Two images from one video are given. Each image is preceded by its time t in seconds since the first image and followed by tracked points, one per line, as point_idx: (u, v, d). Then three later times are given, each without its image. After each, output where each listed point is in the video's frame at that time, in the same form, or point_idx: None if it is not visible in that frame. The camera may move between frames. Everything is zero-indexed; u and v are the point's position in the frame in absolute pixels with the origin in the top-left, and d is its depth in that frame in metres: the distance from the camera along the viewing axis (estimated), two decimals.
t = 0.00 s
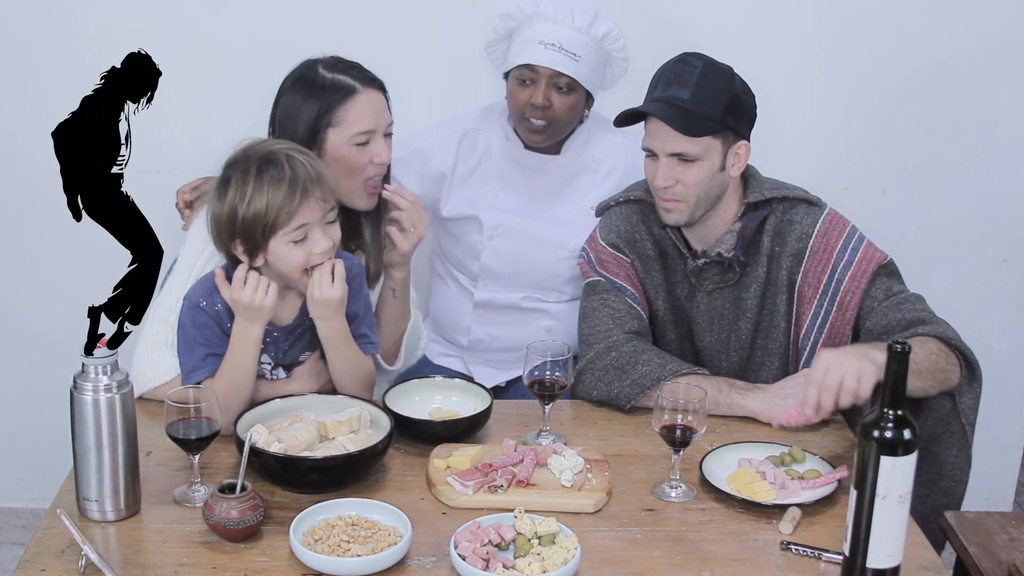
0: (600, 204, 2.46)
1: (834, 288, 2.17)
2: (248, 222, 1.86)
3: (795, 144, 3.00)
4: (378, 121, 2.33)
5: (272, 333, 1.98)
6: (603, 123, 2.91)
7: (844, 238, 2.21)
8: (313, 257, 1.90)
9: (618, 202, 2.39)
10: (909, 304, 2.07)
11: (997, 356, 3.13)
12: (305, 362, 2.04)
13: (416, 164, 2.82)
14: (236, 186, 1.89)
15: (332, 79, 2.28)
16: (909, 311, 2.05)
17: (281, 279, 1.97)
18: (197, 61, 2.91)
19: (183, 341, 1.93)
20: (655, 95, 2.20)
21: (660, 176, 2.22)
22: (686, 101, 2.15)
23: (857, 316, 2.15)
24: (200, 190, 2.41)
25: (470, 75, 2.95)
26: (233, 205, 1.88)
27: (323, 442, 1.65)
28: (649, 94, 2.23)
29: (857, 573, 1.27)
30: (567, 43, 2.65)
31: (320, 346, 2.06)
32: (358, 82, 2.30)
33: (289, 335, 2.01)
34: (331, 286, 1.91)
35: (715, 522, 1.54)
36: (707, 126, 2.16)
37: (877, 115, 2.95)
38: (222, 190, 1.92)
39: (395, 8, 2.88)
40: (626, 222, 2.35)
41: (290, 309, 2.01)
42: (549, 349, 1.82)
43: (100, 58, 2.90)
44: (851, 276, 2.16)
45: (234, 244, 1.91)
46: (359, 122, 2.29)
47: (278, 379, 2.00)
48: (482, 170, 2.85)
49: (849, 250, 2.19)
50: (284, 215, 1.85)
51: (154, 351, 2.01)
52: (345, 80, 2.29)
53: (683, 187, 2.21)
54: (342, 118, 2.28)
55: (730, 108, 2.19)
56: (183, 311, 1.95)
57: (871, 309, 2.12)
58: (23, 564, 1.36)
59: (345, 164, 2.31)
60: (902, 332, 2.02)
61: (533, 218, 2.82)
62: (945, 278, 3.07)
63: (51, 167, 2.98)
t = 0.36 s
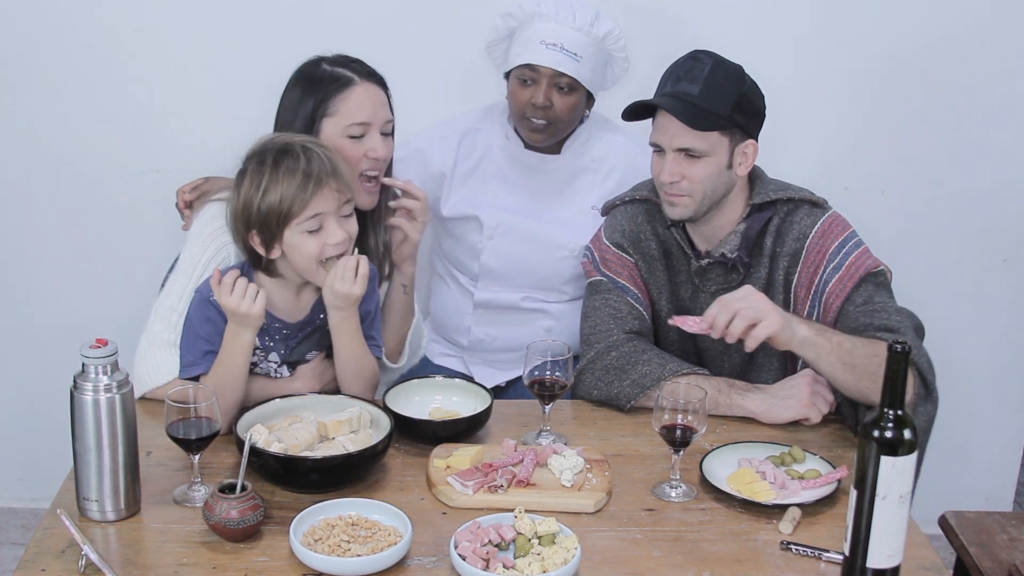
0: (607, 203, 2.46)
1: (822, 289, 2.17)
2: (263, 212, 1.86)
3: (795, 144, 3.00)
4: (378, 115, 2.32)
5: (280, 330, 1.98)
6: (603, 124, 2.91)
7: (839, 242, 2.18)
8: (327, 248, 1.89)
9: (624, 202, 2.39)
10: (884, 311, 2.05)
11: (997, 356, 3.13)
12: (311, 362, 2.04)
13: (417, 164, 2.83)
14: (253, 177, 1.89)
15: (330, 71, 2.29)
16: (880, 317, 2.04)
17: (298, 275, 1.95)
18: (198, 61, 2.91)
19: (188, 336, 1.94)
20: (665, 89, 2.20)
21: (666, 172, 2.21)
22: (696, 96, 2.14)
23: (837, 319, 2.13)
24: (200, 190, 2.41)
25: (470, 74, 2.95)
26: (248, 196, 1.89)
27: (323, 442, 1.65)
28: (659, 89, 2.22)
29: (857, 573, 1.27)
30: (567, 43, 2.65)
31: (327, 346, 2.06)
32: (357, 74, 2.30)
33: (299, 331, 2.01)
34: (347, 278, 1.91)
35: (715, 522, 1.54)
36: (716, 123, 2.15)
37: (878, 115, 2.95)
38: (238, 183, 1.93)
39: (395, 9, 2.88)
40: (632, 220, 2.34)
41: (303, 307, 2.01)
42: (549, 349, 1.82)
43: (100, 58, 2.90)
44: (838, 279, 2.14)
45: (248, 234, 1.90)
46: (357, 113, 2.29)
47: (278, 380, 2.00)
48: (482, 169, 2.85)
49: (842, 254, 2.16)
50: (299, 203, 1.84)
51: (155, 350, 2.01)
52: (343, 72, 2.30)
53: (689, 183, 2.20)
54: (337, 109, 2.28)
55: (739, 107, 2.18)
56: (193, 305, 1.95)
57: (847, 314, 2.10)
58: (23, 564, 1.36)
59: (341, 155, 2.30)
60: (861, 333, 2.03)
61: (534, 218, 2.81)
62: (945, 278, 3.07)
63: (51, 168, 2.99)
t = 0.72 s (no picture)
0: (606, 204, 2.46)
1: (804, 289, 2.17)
2: (270, 220, 1.86)
3: (795, 143, 3.00)
4: (405, 138, 2.31)
5: (279, 332, 1.99)
6: (603, 123, 2.91)
7: (829, 246, 2.16)
8: (332, 257, 1.90)
9: (624, 202, 2.40)
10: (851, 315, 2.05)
11: (997, 356, 3.13)
12: (310, 362, 2.04)
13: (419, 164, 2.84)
14: (260, 184, 1.89)
15: (369, 81, 2.29)
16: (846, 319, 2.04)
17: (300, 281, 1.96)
18: (198, 61, 2.91)
19: (188, 336, 1.93)
20: (660, 91, 2.19)
21: (666, 174, 2.21)
22: (692, 94, 2.13)
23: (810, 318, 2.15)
24: (201, 190, 2.40)
25: (470, 74, 2.95)
26: (255, 203, 1.88)
27: (323, 442, 1.65)
28: (654, 91, 2.21)
29: (857, 573, 1.27)
30: (567, 43, 2.64)
31: (326, 348, 2.07)
32: (393, 91, 2.30)
33: (297, 333, 2.02)
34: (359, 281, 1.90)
35: (715, 522, 1.54)
36: (714, 121, 2.15)
37: (878, 115, 2.95)
38: (244, 189, 1.92)
39: (395, 9, 2.88)
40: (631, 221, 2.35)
41: (301, 309, 2.02)
42: (549, 349, 1.82)
43: (100, 58, 2.90)
44: (819, 281, 2.14)
45: (253, 241, 1.90)
46: (381, 126, 2.27)
47: (279, 380, 2.00)
48: (482, 169, 2.85)
49: (828, 257, 2.15)
50: (308, 213, 1.85)
51: (156, 351, 2.01)
52: (380, 85, 2.30)
53: (689, 186, 2.20)
54: (363, 118, 2.27)
55: (734, 107, 2.18)
56: (191, 306, 1.95)
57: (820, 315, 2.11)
58: (23, 564, 1.36)
59: (351, 160, 2.28)
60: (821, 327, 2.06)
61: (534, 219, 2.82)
62: (945, 278, 3.07)
63: (51, 168, 2.99)
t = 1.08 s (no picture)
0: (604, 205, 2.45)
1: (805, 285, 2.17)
2: (276, 226, 1.85)
3: (796, 143, 3.00)
4: (398, 137, 2.30)
5: (280, 333, 1.99)
6: (603, 123, 2.92)
7: (829, 242, 2.17)
8: (337, 264, 1.90)
9: (622, 203, 2.38)
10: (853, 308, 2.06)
11: (997, 356, 3.13)
12: (311, 364, 2.04)
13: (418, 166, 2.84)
14: (266, 191, 1.88)
15: (365, 84, 2.29)
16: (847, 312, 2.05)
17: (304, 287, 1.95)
18: (198, 61, 2.91)
19: (189, 335, 1.93)
20: (650, 110, 2.14)
21: (686, 186, 2.16)
22: (687, 103, 2.10)
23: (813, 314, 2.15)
24: (201, 190, 2.39)
25: (470, 74, 2.95)
26: (261, 209, 1.87)
27: (323, 442, 1.65)
28: (641, 108, 2.16)
29: (857, 573, 1.27)
30: (569, 43, 2.65)
31: (327, 349, 2.07)
32: (384, 91, 2.30)
33: (299, 334, 2.02)
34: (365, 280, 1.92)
35: (715, 522, 1.54)
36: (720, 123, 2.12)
37: (879, 115, 2.95)
38: (250, 195, 1.90)
39: (395, 9, 2.88)
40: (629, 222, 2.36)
41: (303, 310, 2.01)
42: (549, 349, 1.82)
43: (100, 58, 2.90)
44: (821, 277, 2.14)
45: (258, 246, 1.89)
46: (372, 127, 2.27)
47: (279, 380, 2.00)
48: (482, 169, 2.84)
49: (829, 254, 2.15)
50: (315, 220, 1.84)
51: (157, 351, 2.02)
52: (376, 88, 2.30)
53: (711, 190, 2.16)
54: (354, 120, 2.27)
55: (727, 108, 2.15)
56: (193, 305, 1.95)
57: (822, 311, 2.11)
58: (23, 564, 1.36)
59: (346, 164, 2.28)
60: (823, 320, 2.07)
61: (535, 218, 2.82)
62: (945, 278, 3.06)
63: (51, 168, 2.98)
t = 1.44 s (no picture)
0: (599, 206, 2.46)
1: (819, 289, 2.17)
2: (280, 227, 1.84)
3: (796, 143, 2.99)
4: (387, 137, 2.30)
5: (281, 333, 1.99)
6: (603, 123, 2.92)
7: (834, 244, 2.18)
8: (341, 263, 1.89)
9: (617, 204, 2.39)
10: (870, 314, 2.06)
11: (997, 355, 3.13)
12: (310, 364, 2.04)
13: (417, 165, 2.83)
14: (269, 191, 1.87)
15: (353, 88, 2.31)
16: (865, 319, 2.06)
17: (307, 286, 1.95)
18: (198, 61, 2.91)
19: (189, 334, 1.93)
20: (642, 116, 2.14)
21: (685, 187, 2.15)
22: (679, 103, 2.11)
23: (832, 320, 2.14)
24: (201, 190, 2.39)
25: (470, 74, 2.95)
26: (264, 210, 1.86)
27: (323, 442, 1.65)
28: (632, 115, 2.17)
29: (857, 573, 1.27)
30: (572, 43, 2.65)
31: (327, 349, 2.06)
32: (373, 92, 2.31)
33: (299, 334, 2.01)
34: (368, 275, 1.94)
35: (715, 522, 1.54)
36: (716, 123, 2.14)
37: (879, 115, 2.95)
38: (252, 196, 1.89)
39: (395, 9, 2.88)
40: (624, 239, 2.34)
41: (303, 311, 2.01)
42: (549, 349, 1.82)
43: (100, 58, 2.90)
44: (836, 281, 2.14)
45: (261, 247, 1.88)
46: (360, 130, 2.28)
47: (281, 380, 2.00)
48: (482, 169, 2.85)
49: (839, 256, 2.16)
50: (320, 221, 1.84)
51: (157, 352, 2.02)
52: (364, 91, 2.31)
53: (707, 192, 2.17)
54: (344, 124, 2.29)
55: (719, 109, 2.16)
56: (193, 305, 1.95)
57: (845, 317, 2.11)
58: (23, 564, 1.36)
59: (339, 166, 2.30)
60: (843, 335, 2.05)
61: (534, 218, 2.82)
62: (945, 278, 3.06)
63: (52, 168, 2.99)
